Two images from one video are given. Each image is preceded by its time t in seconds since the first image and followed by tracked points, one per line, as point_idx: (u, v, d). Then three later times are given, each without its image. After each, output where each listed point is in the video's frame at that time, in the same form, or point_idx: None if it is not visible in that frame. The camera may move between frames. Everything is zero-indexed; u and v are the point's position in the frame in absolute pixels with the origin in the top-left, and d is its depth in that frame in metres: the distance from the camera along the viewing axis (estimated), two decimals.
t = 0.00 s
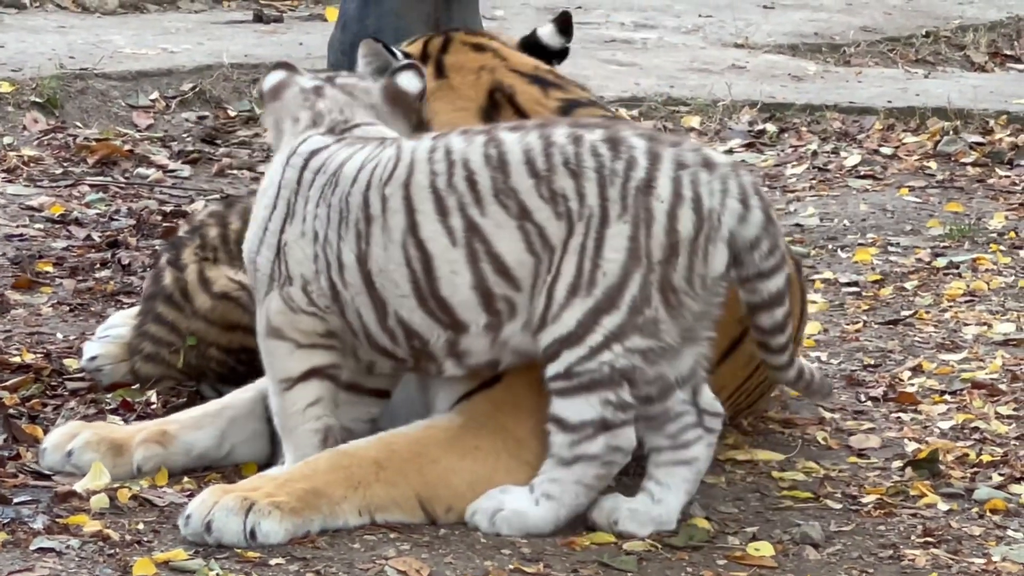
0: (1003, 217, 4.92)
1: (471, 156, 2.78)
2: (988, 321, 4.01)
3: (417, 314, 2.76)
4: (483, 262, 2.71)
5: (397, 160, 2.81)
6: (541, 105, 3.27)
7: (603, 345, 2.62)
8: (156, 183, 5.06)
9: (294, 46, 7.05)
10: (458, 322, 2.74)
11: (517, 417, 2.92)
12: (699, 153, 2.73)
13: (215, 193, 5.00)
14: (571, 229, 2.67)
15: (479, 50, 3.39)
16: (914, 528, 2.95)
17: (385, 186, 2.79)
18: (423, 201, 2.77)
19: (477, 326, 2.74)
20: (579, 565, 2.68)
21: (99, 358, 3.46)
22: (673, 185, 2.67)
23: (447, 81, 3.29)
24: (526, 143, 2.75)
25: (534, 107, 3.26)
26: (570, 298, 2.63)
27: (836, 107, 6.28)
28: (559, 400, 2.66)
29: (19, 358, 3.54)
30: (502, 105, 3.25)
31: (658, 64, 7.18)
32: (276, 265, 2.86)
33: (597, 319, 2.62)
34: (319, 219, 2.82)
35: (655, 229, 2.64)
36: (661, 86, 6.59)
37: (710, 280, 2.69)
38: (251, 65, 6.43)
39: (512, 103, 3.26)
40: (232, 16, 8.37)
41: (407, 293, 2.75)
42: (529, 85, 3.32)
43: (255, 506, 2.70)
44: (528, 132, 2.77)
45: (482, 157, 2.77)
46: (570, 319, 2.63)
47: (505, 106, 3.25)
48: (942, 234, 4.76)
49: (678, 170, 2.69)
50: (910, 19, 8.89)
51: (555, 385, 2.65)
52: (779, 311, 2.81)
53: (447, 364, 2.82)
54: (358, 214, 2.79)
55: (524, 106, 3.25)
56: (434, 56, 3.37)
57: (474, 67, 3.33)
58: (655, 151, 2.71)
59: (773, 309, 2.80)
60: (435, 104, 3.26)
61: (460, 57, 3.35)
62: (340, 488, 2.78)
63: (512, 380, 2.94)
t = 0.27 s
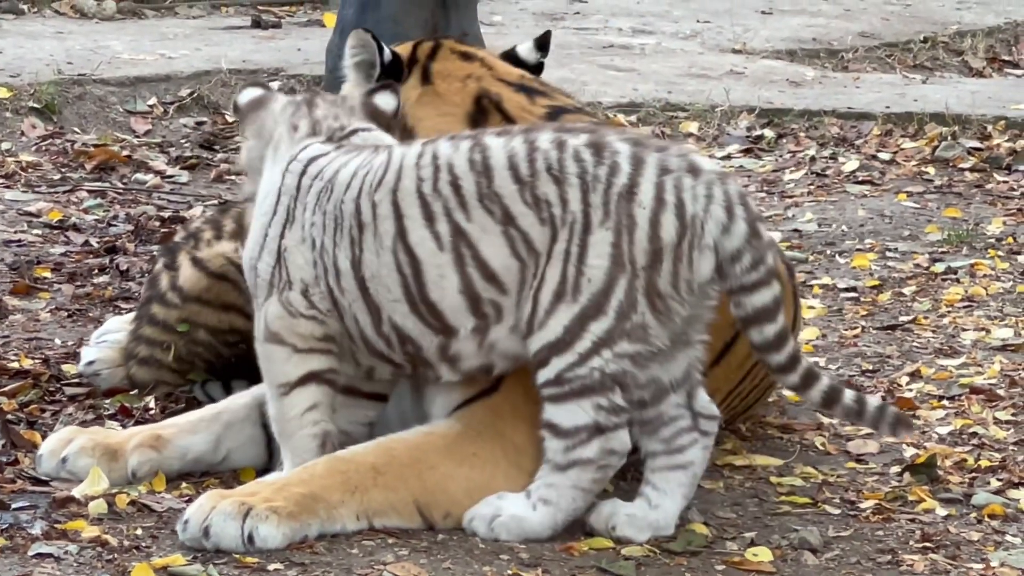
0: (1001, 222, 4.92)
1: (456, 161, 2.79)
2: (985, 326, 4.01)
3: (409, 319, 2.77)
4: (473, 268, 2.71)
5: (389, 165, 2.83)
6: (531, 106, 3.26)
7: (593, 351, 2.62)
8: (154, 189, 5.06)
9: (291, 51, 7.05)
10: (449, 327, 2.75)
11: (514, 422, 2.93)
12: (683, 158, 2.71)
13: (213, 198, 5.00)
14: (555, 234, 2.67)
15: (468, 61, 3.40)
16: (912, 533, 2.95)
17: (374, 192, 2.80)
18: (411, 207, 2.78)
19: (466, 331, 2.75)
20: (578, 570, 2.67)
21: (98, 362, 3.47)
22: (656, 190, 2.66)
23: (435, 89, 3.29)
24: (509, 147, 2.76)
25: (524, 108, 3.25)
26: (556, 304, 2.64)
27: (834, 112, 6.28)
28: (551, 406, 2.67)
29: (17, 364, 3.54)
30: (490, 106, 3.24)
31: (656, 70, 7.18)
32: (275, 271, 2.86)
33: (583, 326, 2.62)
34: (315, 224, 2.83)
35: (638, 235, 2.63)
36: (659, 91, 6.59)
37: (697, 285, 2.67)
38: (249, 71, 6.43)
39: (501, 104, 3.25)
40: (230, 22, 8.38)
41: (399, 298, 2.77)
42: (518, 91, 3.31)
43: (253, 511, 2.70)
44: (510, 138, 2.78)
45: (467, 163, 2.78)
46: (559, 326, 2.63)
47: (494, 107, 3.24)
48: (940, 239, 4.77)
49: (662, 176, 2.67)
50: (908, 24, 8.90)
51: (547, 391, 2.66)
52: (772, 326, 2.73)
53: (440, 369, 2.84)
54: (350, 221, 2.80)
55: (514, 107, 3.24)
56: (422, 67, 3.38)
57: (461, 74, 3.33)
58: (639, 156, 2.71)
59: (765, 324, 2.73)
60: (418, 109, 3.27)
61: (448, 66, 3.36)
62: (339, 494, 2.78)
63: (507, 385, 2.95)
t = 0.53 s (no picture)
0: (1001, 226, 4.93)
1: (460, 169, 2.80)
2: (985, 331, 4.01)
3: (411, 323, 2.77)
4: (474, 274, 2.72)
5: (392, 173, 2.85)
6: (529, 116, 3.25)
7: (595, 358, 2.62)
8: (153, 194, 5.06)
9: (289, 56, 7.05)
10: (450, 332, 2.76)
11: (514, 429, 2.94)
12: (686, 165, 2.71)
13: (212, 203, 5.00)
14: (558, 242, 2.67)
15: (462, 70, 3.37)
16: (911, 538, 2.95)
17: (379, 199, 2.81)
18: (414, 213, 2.79)
19: (468, 337, 2.75)
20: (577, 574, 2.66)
21: (97, 367, 3.48)
22: (658, 199, 2.66)
23: (431, 102, 3.27)
24: (512, 156, 2.77)
25: (522, 119, 3.24)
26: (560, 312, 2.64)
27: (834, 117, 6.28)
28: (553, 413, 2.67)
29: (16, 368, 3.54)
30: (488, 118, 3.23)
31: (656, 74, 7.19)
32: (275, 275, 2.86)
33: (586, 334, 2.62)
34: (318, 228, 2.84)
35: (640, 243, 2.63)
36: (659, 95, 6.59)
37: (699, 293, 2.67)
38: (247, 76, 6.44)
39: (500, 116, 3.24)
40: (228, 27, 8.38)
41: (401, 303, 2.77)
42: (514, 100, 3.30)
43: (252, 516, 2.70)
44: (512, 147, 2.79)
45: (470, 171, 2.78)
46: (562, 333, 2.63)
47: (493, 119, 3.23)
48: (940, 243, 4.77)
49: (663, 184, 2.68)
50: (907, 28, 8.91)
51: (549, 399, 2.66)
52: (769, 337, 2.72)
53: (439, 373, 2.84)
54: (353, 225, 2.81)
55: (512, 118, 3.24)
56: (416, 77, 3.35)
57: (457, 85, 3.31)
58: (642, 163, 2.71)
59: (762, 335, 2.73)
60: (418, 121, 3.25)
61: (443, 77, 3.34)
62: (339, 499, 2.78)
63: (507, 393, 2.96)
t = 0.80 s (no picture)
0: (1017, 228, 4.82)
1: (454, 175, 2.69)
2: (1003, 336, 3.91)
3: (405, 335, 2.68)
4: (467, 285, 2.62)
5: (390, 179, 2.74)
6: (517, 116, 3.13)
7: (594, 368, 2.51)
8: (144, 195, 4.95)
9: (285, 53, 6.94)
10: (444, 347, 2.65)
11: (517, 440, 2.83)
12: (686, 167, 2.59)
13: (203, 204, 4.90)
14: (552, 250, 2.57)
15: (445, 69, 3.24)
16: (927, 551, 2.84)
17: (376, 205, 2.71)
18: (408, 222, 2.68)
19: (463, 351, 2.64)
20: None
21: (83, 375, 3.36)
22: (655, 202, 2.54)
23: (414, 105, 3.15)
24: (506, 161, 2.66)
25: (510, 120, 3.12)
26: (558, 322, 2.53)
27: (846, 115, 6.18)
28: (553, 424, 2.56)
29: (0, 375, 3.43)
30: (475, 121, 3.11)
31: (662, 72, 7.08)
32: (273, 279, 2.76)
33: (584, 343, 2.52)
34: (317, 233, 2.74)
35: (636, 249, 2.52)
36: (665, 93, 6.49)
37: (700, 301, 2.54)
38: (241, 73, 6.33)
39: (487, 118, 3.12)
40: (223, 22, 8.28)
41: (395, 313, 2.67)
42: (501, 99, 3.18)
43: (244, 527, 2.58)
44: (507, 150, 2.68)
45: (464, 177, 2.68)
46: (560, 344, 2.53)
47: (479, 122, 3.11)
48: (955, 246, 4.67)
49: (661, 186, 2.56)
50: (923, 24, 8.79)
51: (548, 410, 2.56)
52: (761, 353, 2.57)
53: (440, 390, 2.74)
54: (351, 231, 2.71)
55: (500, 118, 3.12)
56: (397, 80, 3.20)
57: (441, 86, 3.18)
58: (638, 165, 2.59)
59: (755, 351, 2.58)
60: (401, 127, 3.13)
61: (425, 78, 3.20)
62: (335, 509, 2.67)
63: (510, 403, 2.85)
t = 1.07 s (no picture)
0: None
1: (444, 175, 2.61)
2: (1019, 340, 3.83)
3: (395, 339, 2.61)
4: (456, 287, 2.54)
5: (383, 178, 2.67)
6: (519, 118, 3.07)
7: (586, 374, 2.44)
8: (136, 194, 4.87)
9: (283, 49, 6.87)
10: (433, 351, 2.58)
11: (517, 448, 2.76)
12: (677, 168, 2.50)
13: (197, 204, 4.82)
14: (539, 253, 2.49)
15: (443, 68, 3.17)
16: (940, 560, 2.75)
17: (367, 204, 2.64)
18: (397, 221, 2.60)
19: (452, 356, 2.57)
20: None
21: (75, 379, 3.31)
22: (641, 203, 2.46)
23: (414, 102, 3.05)
24: (495, 161, 2.58)
25: (513, 121, 3.06)
26: (547, 327, 2.45)
27: (859, 113, 6.11)
28: (550, 432, 2.49)
29: None
30: (477, 121, 3.04)
31: (669, 68, 7.01)
32: (266, 281, 2.70)
33: (575, 349, 2.44)
34: (309, 232, 2.67)
35: (622, 252, 2.44)
36: (673, 90, 6.42)
37: (691, 304, 2.47)
38: (236, 69, 6.26)
39: (490, 118, 3.04)
40: (220, 17, 8.21)
41: (385, 315, 2.60)
42: (502, 100, 3.11)
43: (240, 535, 2.49)
44: (497, 151, 2.60)
45: (453, 177, 2.60)
46: (551, 349, 2.45)
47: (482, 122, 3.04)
48: (970, 248, 4.60)
49: (649, 187, 2.47)
50: (938, 20, 8.72)
51: (543, 418, 2.48)
52: (750, 367, 2.45)
53: (435, 397, 2.67)
54: (341, 231, 2.63)
55: (503, 119, 3.05)
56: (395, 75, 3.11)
57: (441, 85, 3.11)
58: (626, 166, 2.51)
59: (744, 364, 2.45)
60: (400, 123, 3.03)
61: (424, 75, 3.12)
62: (333, 516, 2.58)
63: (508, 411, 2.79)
